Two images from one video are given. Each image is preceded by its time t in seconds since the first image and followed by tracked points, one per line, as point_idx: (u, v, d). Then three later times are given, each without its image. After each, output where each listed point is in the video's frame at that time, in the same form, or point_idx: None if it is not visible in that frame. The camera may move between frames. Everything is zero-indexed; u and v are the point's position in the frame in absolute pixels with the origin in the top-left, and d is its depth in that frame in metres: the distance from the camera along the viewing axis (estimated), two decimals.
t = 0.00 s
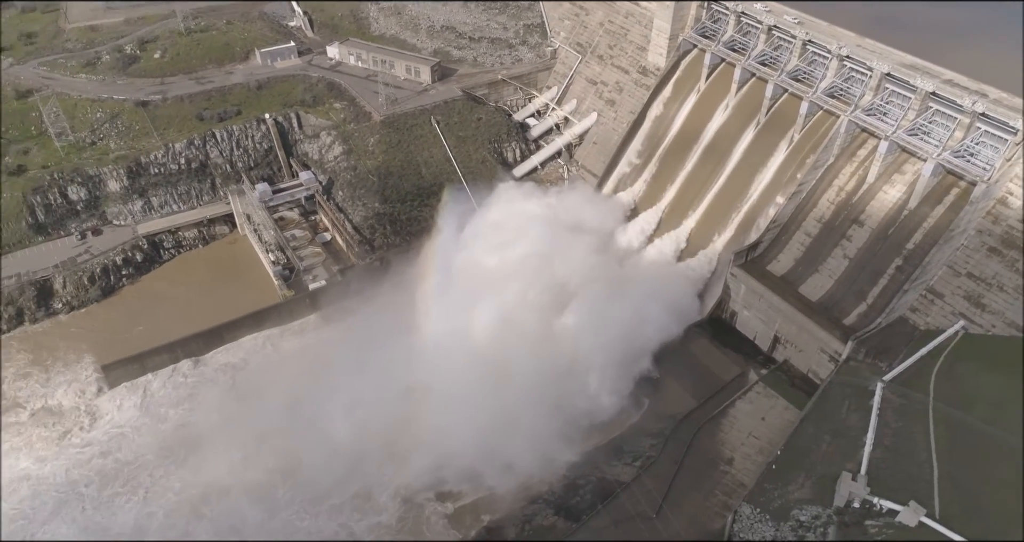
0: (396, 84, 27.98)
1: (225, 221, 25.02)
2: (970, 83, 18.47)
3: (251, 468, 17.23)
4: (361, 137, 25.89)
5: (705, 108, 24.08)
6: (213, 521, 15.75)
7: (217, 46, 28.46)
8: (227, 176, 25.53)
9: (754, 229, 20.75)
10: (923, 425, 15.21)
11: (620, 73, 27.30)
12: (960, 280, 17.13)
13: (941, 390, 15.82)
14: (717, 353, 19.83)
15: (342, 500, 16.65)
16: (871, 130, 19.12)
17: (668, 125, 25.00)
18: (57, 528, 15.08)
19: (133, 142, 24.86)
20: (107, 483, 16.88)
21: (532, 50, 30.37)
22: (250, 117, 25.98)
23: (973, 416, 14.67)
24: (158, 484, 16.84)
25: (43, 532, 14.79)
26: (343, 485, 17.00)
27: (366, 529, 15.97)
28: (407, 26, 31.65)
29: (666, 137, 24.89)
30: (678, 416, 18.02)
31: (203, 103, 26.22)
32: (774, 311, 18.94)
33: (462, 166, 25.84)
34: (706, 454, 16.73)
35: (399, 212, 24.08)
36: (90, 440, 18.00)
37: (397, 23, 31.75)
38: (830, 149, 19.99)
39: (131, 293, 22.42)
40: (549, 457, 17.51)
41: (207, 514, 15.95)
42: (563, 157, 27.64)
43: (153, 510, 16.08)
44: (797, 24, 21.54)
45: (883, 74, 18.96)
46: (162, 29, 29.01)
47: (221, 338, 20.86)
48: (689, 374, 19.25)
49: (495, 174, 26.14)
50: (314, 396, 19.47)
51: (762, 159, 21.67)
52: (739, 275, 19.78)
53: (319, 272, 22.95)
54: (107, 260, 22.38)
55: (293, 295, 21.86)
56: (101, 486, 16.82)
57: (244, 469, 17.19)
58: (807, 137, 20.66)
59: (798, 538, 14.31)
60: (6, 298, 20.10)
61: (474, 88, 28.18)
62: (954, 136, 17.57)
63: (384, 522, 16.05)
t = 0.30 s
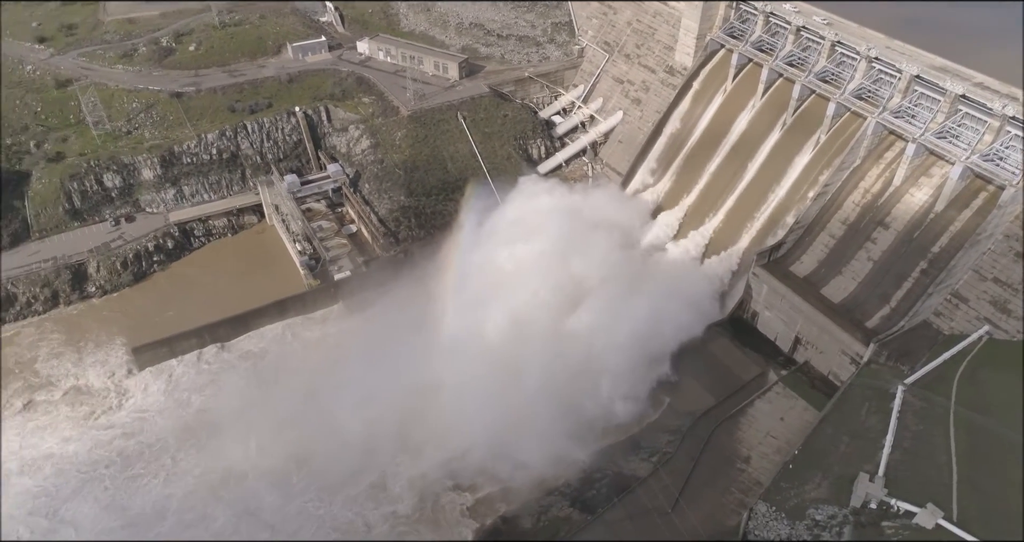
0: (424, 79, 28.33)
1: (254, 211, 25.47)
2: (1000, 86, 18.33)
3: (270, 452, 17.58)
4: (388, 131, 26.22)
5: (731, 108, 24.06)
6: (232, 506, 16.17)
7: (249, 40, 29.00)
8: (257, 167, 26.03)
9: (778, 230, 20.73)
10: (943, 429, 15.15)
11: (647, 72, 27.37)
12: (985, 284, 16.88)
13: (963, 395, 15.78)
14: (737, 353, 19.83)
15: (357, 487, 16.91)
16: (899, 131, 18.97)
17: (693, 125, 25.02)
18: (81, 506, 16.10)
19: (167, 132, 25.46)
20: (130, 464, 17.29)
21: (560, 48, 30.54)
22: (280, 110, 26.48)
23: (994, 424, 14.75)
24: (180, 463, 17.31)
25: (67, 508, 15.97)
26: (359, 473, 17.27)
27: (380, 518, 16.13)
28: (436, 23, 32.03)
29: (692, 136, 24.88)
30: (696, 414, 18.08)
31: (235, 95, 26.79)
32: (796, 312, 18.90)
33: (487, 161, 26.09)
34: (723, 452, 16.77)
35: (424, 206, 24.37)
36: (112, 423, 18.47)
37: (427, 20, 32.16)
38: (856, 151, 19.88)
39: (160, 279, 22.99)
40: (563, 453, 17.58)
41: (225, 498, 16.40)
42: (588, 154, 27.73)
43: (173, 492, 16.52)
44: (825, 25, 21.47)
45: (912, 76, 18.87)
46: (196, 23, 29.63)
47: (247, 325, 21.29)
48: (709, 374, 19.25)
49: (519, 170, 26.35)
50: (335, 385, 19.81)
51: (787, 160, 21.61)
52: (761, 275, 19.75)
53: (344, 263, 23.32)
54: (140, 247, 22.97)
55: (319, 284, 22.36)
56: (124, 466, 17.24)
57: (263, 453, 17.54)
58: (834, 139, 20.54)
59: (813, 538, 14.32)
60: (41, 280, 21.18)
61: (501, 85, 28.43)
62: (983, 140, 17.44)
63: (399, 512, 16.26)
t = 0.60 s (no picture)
0: (452, 75, 28.62)
1: (281, 202, 25.92)
2: None
3: (290, 436, 18.03)
4: (414, 125, 26.49)
5: (757, 108, 24.03)
6: (251, 491, 16.52)
7: (281, 34, 29.52)
8: (286, 158, 26.48)
9: (802, 230, 20.63)
10: (964, 432, 15.19)
11: (673, 72, 27.41)
12: (1010, 289, 16.65)
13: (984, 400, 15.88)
14: (756, 353, 19.87)
15: (373, 474, 17.24)
16: (927, 133, 18.82)
17: (718, 124, 25.01)
18: (102, 486, 16.35)
19: (198, 122, 25.94)
20: (150, 447, 17.62)
21: (587, 47, 30.68)
22: (309, 103, 26.93)
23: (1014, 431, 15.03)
24: (203, 443, 17.77)
25: (90, 487, 16.25)
26: (375, 459, 17.66)
27: (395, 507, 16.43)
28: (465, 20, 32.37)
29: (717, 135, 24.90)
30: (713, 412, 18.14)
31: (266, 88, 27.33)
32: (817, 313, 18.86)
33: (511, 157, 26.28)
34: (740, 451, 16.82)
35: (448, 200, 24.66)
36: (133, 407, 18.75)
37: (455, 17, 32.52)
38: (882, 153, 19.77)
39: (189, 266, 23.47)
40: (579, 447, 17.75)
41: (245, 482, 16.75)
42: (612, 153, 27.86)
43: (194, 474, 16.86)
44: (854, 26, 21.39)
45: (941, 79, 18.71)
46: (230, 17, 30.24)
47: (271, 313, 21.68)
48: (728, 373, 19.30)
49: (542, 167, 26.50)
50: (357, 372, 20.23)
51: (811, 160, 21.60)
52: (783, 275, 19.73)
53: (368, 256, 23.73)
54: (170, 234, 23.47)
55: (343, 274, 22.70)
56: (144, 450, 17.55)
57: (283, 436, 18.01)
58: (859, 141, 20.47)
59: (829, 536, 14.30)
60: (74, 264, 21.76)
61: (527, 82, 28.62)
62: (1012, 143, 17.26)
63: (415, 502, 16.53)
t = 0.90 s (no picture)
0: (475, 72, 28.86)
1: (305, 195, 26.32)
2: None
3: (304, 425, 18.37)
4: (438, 121, 26.84)
5: (779, 108, 23.98)
6: (268, 476, 16.85)
7: (307, 29, 29.96)
8: (310, 152, 26.90)
9: (822, 231, 20.59)
10: (980, 435, 15.33)
11: (696, 71, 27.43)
12: None
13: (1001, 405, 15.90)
14: (773, 353, 19.86)
15: (385, 464, 17.51)
16: (950, 135, 18.71)
17: (740, 124, 25.02)
18: (122, 468, 16.56)
19: (226, 115, 26.48)
20: (167, 432, 17.95)
21: (609, 46, 30.80)
22: (334, 98, 27.31)
23: None
24: (224, 427, 18.22)
25: (110, 468, 16.47)
26: (391, 447, 17.98)
27: (406, 497, 16.67)
28: (489, 18, 32.66)
29: (738, 135, 24.90)
30: (728, 410, 18.16)
31: (292, 82, 27.79)
32: (835, 314, 18.80)
33: (532, 153, 26.45)
34: (754, 448, 16.85)
35: (469, 195, 24.91)
36: (152, 393, 19.14)
37: (479, 15, 32.84)
38: (904, 154, 19.65)
39: (213, 255, 23.95)
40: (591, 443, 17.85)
41: (263, 468, 17.07)
42: (633, 151, 27.90)
43: (212, 459, 17.26)
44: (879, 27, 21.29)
45: (967, 80, 18.59)
46: (259, 12, 30.76)
47: (292, 303, 22.03)
48: (743, 372, 19.33)
49: (563, 164, 26.64)
50: (377, 361, 20.55)
51: (832, 161, 21.56)
52: (801, 275, 19.67)
53: (388, 249, 23.95)
54: (197, 224, 23.96)
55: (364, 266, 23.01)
56: (160, 435, 17.86)
57: (302, 423, 18.43)
58: (881, 142, 20.40)
59: (842, 534, 14.17)
60: (103, 251, 22.33)
61: (549, 80, 28.78)
62: None
63: (426, 493, 16.76)
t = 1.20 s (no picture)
0: (494, 69, 29.11)
1: (325, 189, 26.74)
2: None
3: (317, 414, 18.67)
4: (456, 117, 27.11)
5: (798, 107, 24.01)
6: (282, 464, 17.19)
7: (330, 25, 30.34)
8: (331, 145, 27.31)
9: (838, 231, 20.59)
10: (994, 438, 15.54)
11: (715, 70, 27.47)
12: None
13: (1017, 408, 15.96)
14: (787, 352, 19.89)
15: (395, 453, 17.76)
16: (969, 136, 18.66)
17: (757, 124, 25.04)
18: (138, 452, 17.11)
19: (249, 109, 26.96)
20: (180, 420, 18.18)
21: (629, 45, 30.93)
22: (355, 93, 27.67)
23: None
24: (239, 414, 18.55)
25: (127, 451, 17.06)
26: (401, 437, 18.22)
27: (416, 487, 16.88)
28: (510, 16, 32.91)
29: (756, 134, 24.95)
30: (740, 407, 18.22)
31: (314, 77, 28.18)
32: (850, 313, 18.79)
33: (549, 150, 26.68)
34: (765, 446, 16.91)
35: (487, 191, 25.17)
36: (169, 380, 19.37)
37: (500, 13, 33.10)
38: (923, 155, 19.61)
39: (234, 245, 24.37)
40: (602, 438, 17.97)
41: (277, 455, 17.39)
42: (650, 149, 27.98)
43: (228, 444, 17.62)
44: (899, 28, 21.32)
45: (987, 81, 18.54)
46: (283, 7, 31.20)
47: (310, 294, 22.37)
48: (756, 370, 19.38)
49: (580, 161, 26.81)
50: (390, 353, 20.80)
51: (850, 162, 21.55)
52: (817, 274, 19.66)
53: (405, 243, 24.23)
54: (219, 215, 24.40)
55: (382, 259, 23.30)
56: (173, 422, 18.10)
57: (314, 412, 18.73)
58: (900, 143, 20.35)
59: (851, 531, 14.25)
60: (128, 240, 22.82)
61: (568, 77, 28.94)
62: None
63: (436, 484, 16.98)
